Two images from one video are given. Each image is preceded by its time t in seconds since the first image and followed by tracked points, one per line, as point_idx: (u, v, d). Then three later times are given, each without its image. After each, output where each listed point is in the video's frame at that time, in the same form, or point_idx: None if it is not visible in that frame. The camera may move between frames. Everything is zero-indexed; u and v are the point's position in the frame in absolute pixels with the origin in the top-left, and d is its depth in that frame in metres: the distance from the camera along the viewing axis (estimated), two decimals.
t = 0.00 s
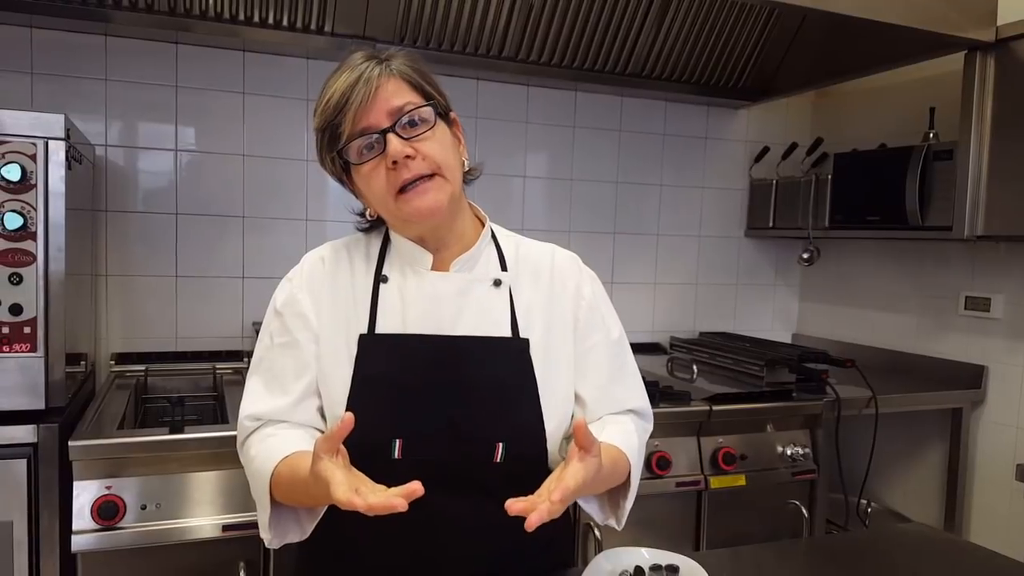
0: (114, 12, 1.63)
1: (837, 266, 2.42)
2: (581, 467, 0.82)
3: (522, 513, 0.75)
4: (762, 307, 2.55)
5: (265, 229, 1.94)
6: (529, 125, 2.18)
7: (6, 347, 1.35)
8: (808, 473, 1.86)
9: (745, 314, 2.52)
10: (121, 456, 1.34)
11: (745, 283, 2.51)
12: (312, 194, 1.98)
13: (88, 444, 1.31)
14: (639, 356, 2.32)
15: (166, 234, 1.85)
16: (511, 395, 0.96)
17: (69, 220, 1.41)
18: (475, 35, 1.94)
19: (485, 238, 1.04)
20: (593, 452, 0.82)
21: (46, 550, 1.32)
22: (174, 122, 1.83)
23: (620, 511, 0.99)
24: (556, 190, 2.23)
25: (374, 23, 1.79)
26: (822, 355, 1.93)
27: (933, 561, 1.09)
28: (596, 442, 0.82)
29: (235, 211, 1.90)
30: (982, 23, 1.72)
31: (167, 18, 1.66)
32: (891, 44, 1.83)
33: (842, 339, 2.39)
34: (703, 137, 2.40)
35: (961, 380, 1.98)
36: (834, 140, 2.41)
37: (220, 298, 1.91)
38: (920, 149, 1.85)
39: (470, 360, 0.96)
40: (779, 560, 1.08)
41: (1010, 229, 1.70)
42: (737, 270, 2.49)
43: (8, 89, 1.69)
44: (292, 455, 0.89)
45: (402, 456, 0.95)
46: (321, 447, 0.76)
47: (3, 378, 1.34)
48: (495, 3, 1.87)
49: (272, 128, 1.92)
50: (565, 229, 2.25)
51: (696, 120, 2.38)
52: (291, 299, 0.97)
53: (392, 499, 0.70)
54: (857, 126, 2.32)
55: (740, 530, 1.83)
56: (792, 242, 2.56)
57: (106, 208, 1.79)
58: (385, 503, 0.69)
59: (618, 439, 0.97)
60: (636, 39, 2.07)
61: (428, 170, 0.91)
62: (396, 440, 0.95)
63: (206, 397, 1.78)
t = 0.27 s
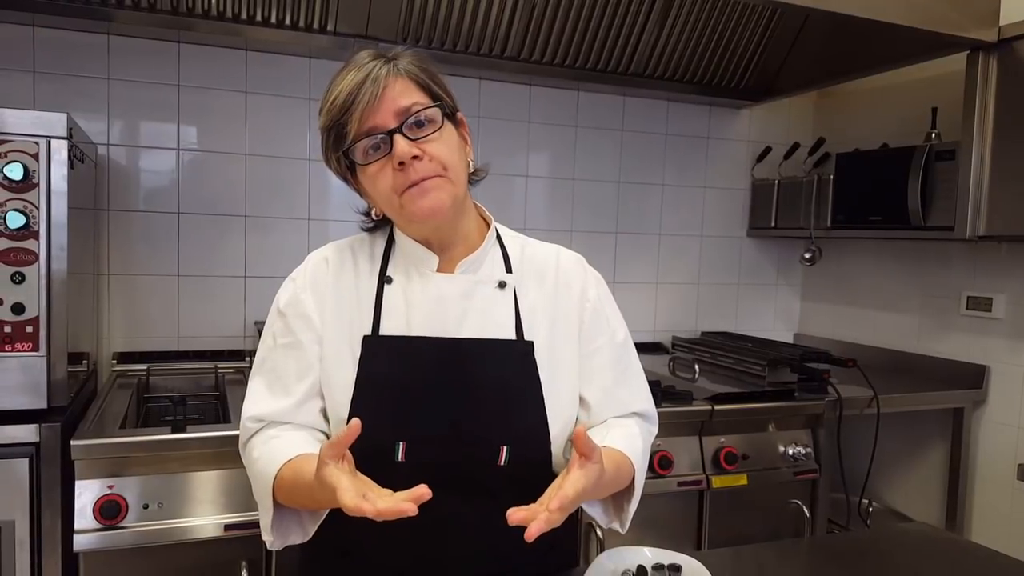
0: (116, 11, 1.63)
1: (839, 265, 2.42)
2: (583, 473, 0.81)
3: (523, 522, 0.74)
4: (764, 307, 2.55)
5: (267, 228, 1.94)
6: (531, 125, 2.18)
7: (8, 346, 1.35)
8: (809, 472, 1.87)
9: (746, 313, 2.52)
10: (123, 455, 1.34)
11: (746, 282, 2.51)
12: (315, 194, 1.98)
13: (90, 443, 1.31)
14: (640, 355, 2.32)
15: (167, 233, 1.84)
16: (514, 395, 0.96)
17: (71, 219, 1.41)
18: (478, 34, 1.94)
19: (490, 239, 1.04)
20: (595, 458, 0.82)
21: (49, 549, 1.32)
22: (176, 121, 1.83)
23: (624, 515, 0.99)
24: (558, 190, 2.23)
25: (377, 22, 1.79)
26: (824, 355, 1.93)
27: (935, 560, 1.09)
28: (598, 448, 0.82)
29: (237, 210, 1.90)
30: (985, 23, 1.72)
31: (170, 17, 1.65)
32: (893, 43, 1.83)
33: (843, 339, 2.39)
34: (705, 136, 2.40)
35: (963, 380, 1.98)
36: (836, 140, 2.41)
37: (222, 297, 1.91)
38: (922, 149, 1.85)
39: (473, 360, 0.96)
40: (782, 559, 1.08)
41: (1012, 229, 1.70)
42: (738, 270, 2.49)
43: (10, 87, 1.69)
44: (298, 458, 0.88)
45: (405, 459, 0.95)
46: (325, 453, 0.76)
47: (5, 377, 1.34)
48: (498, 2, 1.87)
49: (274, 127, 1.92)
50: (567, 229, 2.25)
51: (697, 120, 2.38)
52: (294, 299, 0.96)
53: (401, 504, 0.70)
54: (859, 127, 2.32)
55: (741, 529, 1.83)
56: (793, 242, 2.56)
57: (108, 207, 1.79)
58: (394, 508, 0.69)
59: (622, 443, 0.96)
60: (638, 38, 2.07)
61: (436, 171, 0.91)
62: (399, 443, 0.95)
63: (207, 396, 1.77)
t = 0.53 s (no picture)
0: (115, 9, 1.62)
1: (838, 265, 2.42)
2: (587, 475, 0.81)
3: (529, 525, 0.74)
4: (763, 306, 2.55)
5: (267, 227, 1.93)
6: (531, 124, 2.18)
7: (7, 345, 1.34)
8: (809, 471, 1.87)
9: (746, 313, 2.52)
10: (123, 454, 1.34)
11: (746, 282, 2.51)
12: (314, 193, 1.97)
13: (90, 442, 1.30)
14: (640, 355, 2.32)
15: (167, 232, 1.84)
16: (516, 394, 0.96)
17: (70, 218, 1.41)
18: (478, 34, 1.94)
19: (493, 237, 1.05)
20: (599, 461, 0.82)
21: (48, 548, 1.32)
22: (175, 120, 1.83)
23: (627, 514, 0.99)
24: (558, 189, 2.23)
25: (377, 21, 1.78)
26: (824, 355, 1.94)
27: (936, 560, 1.09)
28: (602, 451, 0.82)
29: (237, 209, 1.90)
30: (984, 23, 1.72)
31: (169, 16, 1.65)
32: (892, 43, 1.83)
33: (842, 339, 2.39)
34: (705, 136, 2.40)
35: (961, 379, 1.98)
36: (835, 139, 2.42)
37: (222, 296, 1.91)
38: (921, 149, 1.85)
39: (474, 359, 0.96)
40: (782, 558, 1.08)
41: (1011, 229, 1.71)
42: (738, 269, 2.50)
43: (9, 86, 1.69)
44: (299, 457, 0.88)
45: (408, 456, 0.95)
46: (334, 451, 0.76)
47: (4, 376, 1.34)
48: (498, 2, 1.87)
49: (274, 126, 1.91)
50: (567, 228, 2.25)
51: (697, 119, 2.38)
52: (296, 297, 0.97)
53: (414, 497, 0.70)
54: (859, 126, 2.32)
55: (740, 529, 1.84)
56: (793, 242, 2.56)
57: (107, 205, 1.79)
58: (408, 501, 0.69)
59: (625, 445, 0.96)
60: (638, 38, 2.07)
61: (441, 172, 0.91)
62: (401, 441, 0.95)
63: (207, 395, 1.77)
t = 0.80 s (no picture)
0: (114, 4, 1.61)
1: (837, 264, 2.42)
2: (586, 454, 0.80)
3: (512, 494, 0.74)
4: (762, 304, 2.55)
5: (267, 224, 1.93)
6: (531, 122, 2.18)
7: (6, 340, 1.34)
8: (807, 469, 1.87)
9: (744, 311, 2.52)
10: (121, 450, 1.34)
11: (745, 280, 2.51)
12: (314, 190, 1.97)
13: (88, 438, 1.30)
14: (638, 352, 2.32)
15: (166, 229, 1.84)
16: (515, 390, 0.96)
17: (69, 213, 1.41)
18: (478, 31, 1.94)
19: (493, 233, 1.05)
20: (596, 443, 0.80)
21: (46, 543, 1.32)
22: (175, 116, 1.82)
23: (629, 508, 1.00)
24: (557, 187, 2.23)
25: (376, 18, 1.78)
26: (822, 353, 1.94)
27: (933, 557, 1.09)
28: (599, 433, 0.81)
29: (236, 205, 1.90)
30: (984, 22, 1.72)
31: (169, 12, 1.65)
32: (893, 42, 1.83)
33: (841, 337, 2.40)
34: (704, 134, 2.40)
35: (959, 378, 1.98)
36: (834, 138, 2.42)
37: (221, 293, 1.91)
38: (921, 147, 1.86)
39: (474, 356, 0.96)
40: (780, 556, 1.08)
41: (1010, 228, 1.71)
42: (737, 268, 2.50)
43: (7, 81, 1.69)
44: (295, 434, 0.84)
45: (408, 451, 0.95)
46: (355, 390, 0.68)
47: (3, 371, 1.34)
48: None
49: (273, 123, 1.91)
50: (566, 226, 2.25)
51: (697, 117, 2.38)
52: (296, 292, 0.95)
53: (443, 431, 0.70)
54: (858, 125, 2.32)
55: (738, 526, 1.84)
56: (791, 240, 2.56)
57: (106, 201, 1.79)
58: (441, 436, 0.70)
59: (627, 438, 0.97)
60: (638, 36, 2.07)
61: (444, 167, 0.91)
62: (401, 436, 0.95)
63: (206, 391, 1.77)
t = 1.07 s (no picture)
0: None
1: (836, 264, 2.43)
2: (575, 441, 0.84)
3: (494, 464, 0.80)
4: (760, 305, 2.55)
5: (265, 222, 1.93)
6: (530, 121, 2.18)
7: (4, 337, 1.34)
8: (804, 470, 1.87)
9: (743, 311, 2.53)
10: (119, 447, 1.33)
11: (743, 281, 2.52)
12: (313, 188, 1.97)
13: (86, 435, 1.30)
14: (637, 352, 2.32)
15: (164, 225, 1.84)
16: (513, 389, 0.96)
17: (67, 210, 1.40)
18: (478, 30, 1.94)
19: (493, 235, 1.04)
20: (586, 433, 0.84)
21: (42, 540, 1.32)
22: (174, 114, 1.82)
23: (627, 507, 1.00)
24: (556, 186, 2.23)
25: (376, 16, 1.78)
26: (821, 354, 1.94)
27: (929, 558, 1.10)
28: (589, 423, 0.85)
29: (235, 203, 1.90)
30: (983, 23, 1.72)
31: (168, 9, 1.65)
32: (893, 42, 1.83)
33: (839, 338, 2.40)
34: (704, 134, 2.40)
35: (957, 380, 1.99)
36: (834, 139, 2.42)
37: (219, 291, 1.91)
38: (919, 149, 1.86)
39: (472, 354, 0.96)
40: (776, 555, 1.08)
41: (1008, 230, 1.71)
42: (735, 268, 2.50)
43: (7, 78, 1.68)
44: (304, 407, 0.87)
45: (404, 450, 0.95)
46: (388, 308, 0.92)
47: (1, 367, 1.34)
48: None
49: (273, 120, 1.91)
50: (565, 226, 2.25)
51: (696, 117, 2.38)
52: (297, 286, 0.96)
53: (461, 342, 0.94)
54: (858, 126, 2.33)
55: (735, 526, 1.84)
56: (790, 241, 2.57)
57: (105, 198, 1.78)
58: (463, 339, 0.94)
59: (626, 438, 0.98)
60: (638, 35, 2.07)
61: (445, 165, 0.90)
62: (399, 434, 0.95)
63: (203, 389, 1.77)
